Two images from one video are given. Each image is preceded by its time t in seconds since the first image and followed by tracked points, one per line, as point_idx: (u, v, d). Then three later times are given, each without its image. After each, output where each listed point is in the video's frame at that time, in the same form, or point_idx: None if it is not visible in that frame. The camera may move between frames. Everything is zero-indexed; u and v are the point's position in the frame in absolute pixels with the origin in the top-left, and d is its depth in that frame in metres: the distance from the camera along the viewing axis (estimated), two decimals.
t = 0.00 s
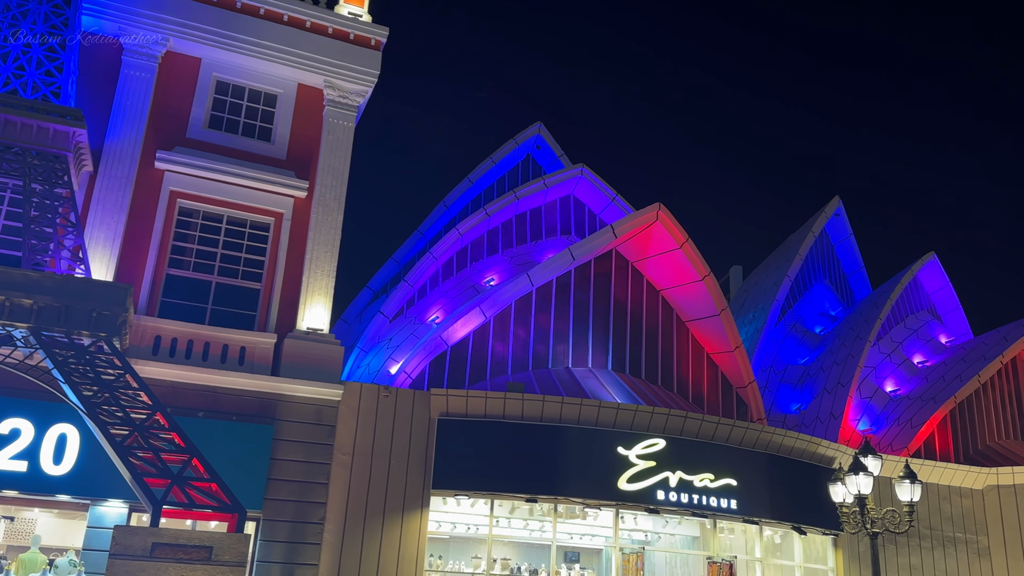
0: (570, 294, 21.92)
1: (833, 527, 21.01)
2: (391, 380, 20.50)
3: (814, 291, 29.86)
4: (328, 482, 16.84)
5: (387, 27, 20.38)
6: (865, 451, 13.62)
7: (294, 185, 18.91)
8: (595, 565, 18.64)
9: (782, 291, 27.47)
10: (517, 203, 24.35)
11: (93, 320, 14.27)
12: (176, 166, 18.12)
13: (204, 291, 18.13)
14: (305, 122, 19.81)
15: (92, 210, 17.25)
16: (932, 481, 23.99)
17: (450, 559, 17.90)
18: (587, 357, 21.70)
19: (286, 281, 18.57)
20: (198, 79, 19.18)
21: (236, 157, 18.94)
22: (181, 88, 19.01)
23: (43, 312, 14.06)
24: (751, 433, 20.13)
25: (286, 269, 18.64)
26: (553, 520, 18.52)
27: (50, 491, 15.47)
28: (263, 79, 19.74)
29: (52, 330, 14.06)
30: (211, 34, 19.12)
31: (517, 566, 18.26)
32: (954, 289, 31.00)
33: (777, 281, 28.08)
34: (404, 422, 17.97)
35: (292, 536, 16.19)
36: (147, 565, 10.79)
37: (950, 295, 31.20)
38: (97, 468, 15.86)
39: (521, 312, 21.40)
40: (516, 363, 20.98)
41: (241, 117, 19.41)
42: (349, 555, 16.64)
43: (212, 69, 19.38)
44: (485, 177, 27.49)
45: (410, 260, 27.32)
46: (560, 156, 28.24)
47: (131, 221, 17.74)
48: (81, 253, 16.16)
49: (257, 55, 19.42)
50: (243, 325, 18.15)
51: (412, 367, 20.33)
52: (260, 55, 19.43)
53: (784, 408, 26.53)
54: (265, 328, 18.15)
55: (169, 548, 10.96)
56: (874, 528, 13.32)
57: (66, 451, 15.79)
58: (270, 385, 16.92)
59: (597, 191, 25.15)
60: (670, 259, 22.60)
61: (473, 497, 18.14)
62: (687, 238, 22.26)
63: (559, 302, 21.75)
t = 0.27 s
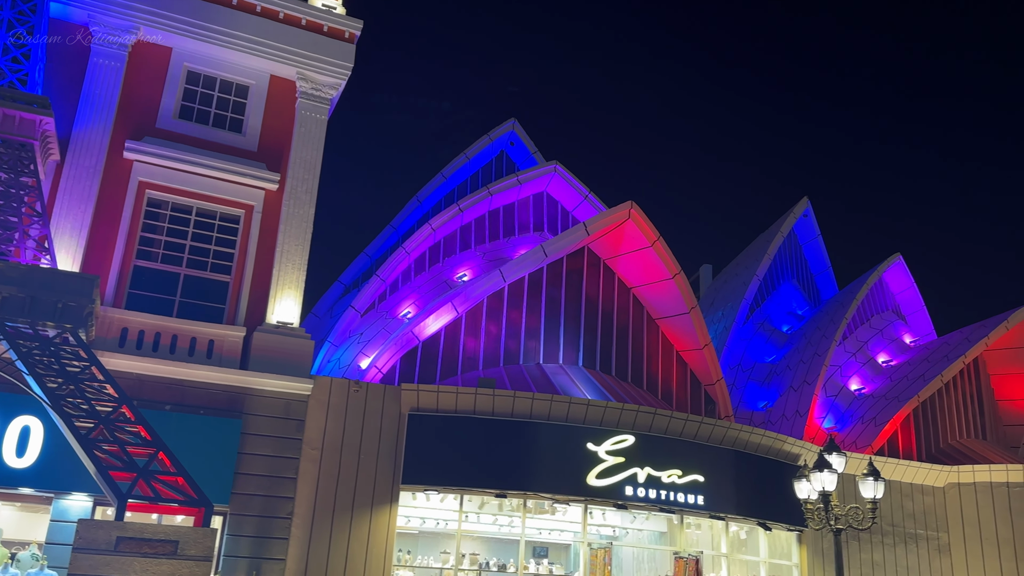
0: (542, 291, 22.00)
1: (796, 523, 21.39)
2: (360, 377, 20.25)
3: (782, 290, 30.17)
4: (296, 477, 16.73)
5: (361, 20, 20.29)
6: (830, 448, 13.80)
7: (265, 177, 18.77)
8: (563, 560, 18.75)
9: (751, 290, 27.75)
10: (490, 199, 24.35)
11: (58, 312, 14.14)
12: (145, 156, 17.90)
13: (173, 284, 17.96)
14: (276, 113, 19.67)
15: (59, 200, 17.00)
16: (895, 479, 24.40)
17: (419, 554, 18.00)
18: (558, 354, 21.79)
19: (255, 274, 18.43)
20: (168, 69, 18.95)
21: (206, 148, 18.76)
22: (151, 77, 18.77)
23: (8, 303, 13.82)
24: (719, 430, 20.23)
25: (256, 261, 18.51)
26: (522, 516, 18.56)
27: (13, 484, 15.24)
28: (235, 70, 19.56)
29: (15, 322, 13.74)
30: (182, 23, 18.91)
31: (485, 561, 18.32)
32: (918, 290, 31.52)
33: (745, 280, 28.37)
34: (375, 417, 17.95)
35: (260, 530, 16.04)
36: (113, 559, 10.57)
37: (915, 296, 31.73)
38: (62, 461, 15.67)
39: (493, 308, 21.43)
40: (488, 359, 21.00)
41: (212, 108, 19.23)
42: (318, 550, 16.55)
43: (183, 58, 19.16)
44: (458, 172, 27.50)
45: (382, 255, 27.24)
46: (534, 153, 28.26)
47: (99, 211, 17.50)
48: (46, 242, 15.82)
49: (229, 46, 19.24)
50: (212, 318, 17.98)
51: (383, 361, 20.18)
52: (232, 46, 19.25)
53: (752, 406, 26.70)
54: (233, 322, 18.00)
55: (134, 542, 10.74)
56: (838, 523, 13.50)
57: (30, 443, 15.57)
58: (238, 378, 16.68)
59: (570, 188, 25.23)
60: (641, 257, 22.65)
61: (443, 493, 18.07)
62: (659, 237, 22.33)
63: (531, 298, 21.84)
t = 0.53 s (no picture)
0: (511, 286, 22.07)
1: (759, 518, 21.62)
2: (330, 369, 20.40)
3: (747, 289, 30.51)
4: (261, 471, 16.61)
5: (332, 11, 20.15)
6: (792, 445, 13.98)
7: (232, 168, 18.57)
8: (528, 555, 18.65)
9: (717, 289, 28.01)
10: (460, 193, 24.35)
11: (18, 302, 13.93)
12: (110, 145, 17.62)
13: (137, 275, 17.71)
14: (244, 104, 19.46)
15: (20, 188, 16.72)
16: (856, 475, 24.74)
17: (384, 549, 17.81)
18: (526, 350, 21.82)
19: (221, 266, 18.24)
20: (134, 57, 18.67)
21: (172, 139, 18.52)
22: (117, 65, 18.49)
23: None
24: (684, 426, 20.41)
25: (222, 253, 18.32)
26: (488, 510, 18.56)
27: None
28: (203, 59, 19.31)
29: None
30: (149, 11, 18.65)
31: (451, 556, 18.19)
32: (880, 290, 32.04)
33: (712, 278, 28.62)
34: (341, 411, 17.87)
35: (223, 525, 15.92)
36: (72, 555, 10.23)
37: (877, 296, 32.25)
38: (20, 454, 15.39)
39: (462, 303, 21.45)
40: (456, 354, 20.99)
41: (179, 98, 18.99)
42: (282, 546, 16.44)
43: (150, 47, 18.88)
44: (428, 167, 27.44)
45: (350, 249, 27.10)
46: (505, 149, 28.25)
47: (61, 199, 17.23)
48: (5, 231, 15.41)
49: (197, 35, 19.00)
50: (176, 310, 17.77)
51: (350, 357, 20.25)
52: (199, 35, 19.02)
53: (716, 403, 27.02)
54: (198, 314, 17.81)
55: (94, 537, 10.42)
56: (799, 519, 13.69)
57: None
58: (203, 372, 16.56)
59: (539, 184, 25.27)
60: (610, 254, 22.61)
61: (409, 488, 18.11)
62: (627, 234, 22.34)
63: (500, 294, 21.90)
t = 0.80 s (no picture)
0: (484, 281, 22.08)
1: (727, 513, 21.86)
2: (302, 364, 20.28)
3: (718, 286, 30.75)
4: (230, 464, 16.47)
5: (306, 3, 20.05)
6: (759, 441, 14.12)
7: (203, 159, 18.39)
8: (499, 549, 18.76)
9: (689, 286, 28.08)
10: (434, 188, 24.29)
11: None
12: (78, 133, 17.35)
13: (105, 266, 17.50)
14: (216, 94, 19.28)
15: None
16: (822, 471, 25.06)
17: (354, 543, 17.76)
18: (499, 345, 21.82)
19: (191, 257, 18.07)
20: (104, 44, 18.40)
21: (142, 128, 18.29)
22: (86, 52, 18.20)
23: None
24: (654, 421, 20.57)
25: (192, 244, 18.15)
26: (459, 505, 18.58)
27: None
28: (174, 48, 19.08)
29: None
30: None
31: (421, 550, 18.10)
32: (848, 289, 32.42)
33: (684, 275, 28.78)
34: (312, 404, 17.80)
35: (191, 518, 15.77)
36: (37, 550, 7.91)
37: (845, 295, 32.63)
38: None
39: (435, 297, 21.42)
40: (428, 348, 20.96)
41: (150, 87, 18.76)
42: (251, 540, 16.31)
43: (120, 34, 18.61)
44: (402, 160, 27.34)
45: (323, 241, 26.92)
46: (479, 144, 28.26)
47: (28, 188, 16.94)
48: None
49: (169, 23, 18.78)
50: (145, 302, 17.58)
51: (320, 351, 20.23)
52: (171, 24, 18.80)
53: (686, 398, 27.19)
54: (167, 306, 17.62)
55: (60, 534, 8.10)
56: (766, 513, 13.79)
57: None
58: (172, 364, 16.39)
59: (513, 180, 25.28)
60: (583, 250, 22.79)
61: (380, 482, 18.09)
62: (601, 231, 22.50)
63: (473, 288, 21.91)
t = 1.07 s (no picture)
0: (460, 277, 22.08)
1: (698, 507, 22.04)
2: (272, 359, 20.03)
3: (691, 283, 30.94)
4: (201, 458, 16.37)
5: None
6: (730, 436, 14.27)
7: (176, 150, 18.22)
8: (472, 544, 18.74)
9: (661, 282, 28.22)
10: (410, 182, 24.03)
11: None
12: (49, 123, 17.10)
13: (76, 257, 17.25)
14: (190, 85, 19.10)
15: None
16: (792, 466, 25.29)
17: (327, 538, 17.63)
18: (474, 340, 21.83)
19: (163, 249, 17.91)
20: (76, 33, 18.14)
21: (115, 118, 18.08)
22: (58, 41, 17.93)
23: None
24: (628, 417, 20.69)
25: (164, 236, 17.99)
26: (433, 499, 18.57)
27: None
28: (148, 38, 18.86)
29: None
30: None
31: (394, 545, 18.08)
32: (818, 286, 32.72)
33: (658, 272, 28.92)
34: (285, 398, 17.71)
35: (162, 512, 15.67)
36: None
37: (816, 292, 32.92)
38: None
39: (410, 292, 21.39)
40: (403, 343, 20.93)
41: (122, 77, 18.55)
42: (222, 534, 16.22)
43: (93, 23, 18.36)
44: (378, 154, 27.22)
45: (297, 235, 26.76)
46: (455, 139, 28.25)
47: None
48: None
49: (142, 13, 18.57)
50: (116, 294, 17.34)
51: (291, 345, 19.87)
52: (145, 13, 18.60)
53: (659, 394, 27.41)
54: (138, 299, 17.41)
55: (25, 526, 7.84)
56: (737, 508, 13.92)
57: None
58: (144, 356, 16.16)
59: (490, 175, 25.27)
60: (558, 246, 22.82)
61: (353, 476, 18.03)
62: (576, 227, 22.54)
63: (449, 284, 21.91)
